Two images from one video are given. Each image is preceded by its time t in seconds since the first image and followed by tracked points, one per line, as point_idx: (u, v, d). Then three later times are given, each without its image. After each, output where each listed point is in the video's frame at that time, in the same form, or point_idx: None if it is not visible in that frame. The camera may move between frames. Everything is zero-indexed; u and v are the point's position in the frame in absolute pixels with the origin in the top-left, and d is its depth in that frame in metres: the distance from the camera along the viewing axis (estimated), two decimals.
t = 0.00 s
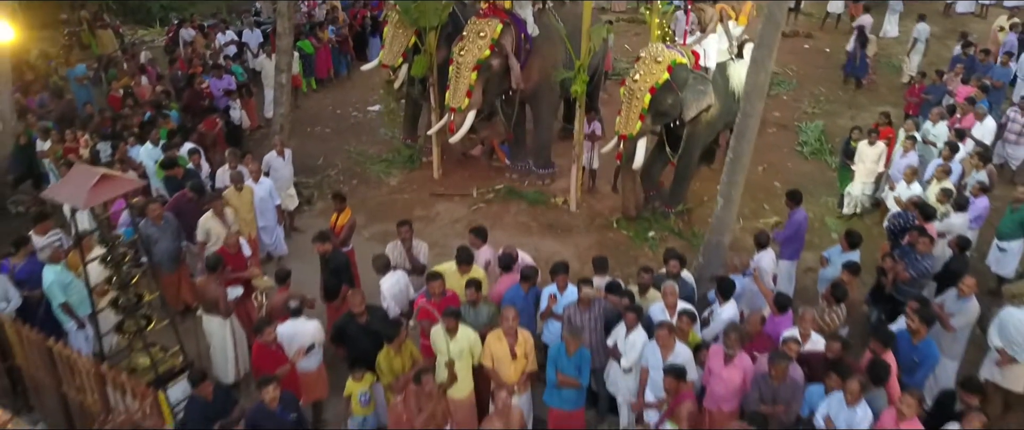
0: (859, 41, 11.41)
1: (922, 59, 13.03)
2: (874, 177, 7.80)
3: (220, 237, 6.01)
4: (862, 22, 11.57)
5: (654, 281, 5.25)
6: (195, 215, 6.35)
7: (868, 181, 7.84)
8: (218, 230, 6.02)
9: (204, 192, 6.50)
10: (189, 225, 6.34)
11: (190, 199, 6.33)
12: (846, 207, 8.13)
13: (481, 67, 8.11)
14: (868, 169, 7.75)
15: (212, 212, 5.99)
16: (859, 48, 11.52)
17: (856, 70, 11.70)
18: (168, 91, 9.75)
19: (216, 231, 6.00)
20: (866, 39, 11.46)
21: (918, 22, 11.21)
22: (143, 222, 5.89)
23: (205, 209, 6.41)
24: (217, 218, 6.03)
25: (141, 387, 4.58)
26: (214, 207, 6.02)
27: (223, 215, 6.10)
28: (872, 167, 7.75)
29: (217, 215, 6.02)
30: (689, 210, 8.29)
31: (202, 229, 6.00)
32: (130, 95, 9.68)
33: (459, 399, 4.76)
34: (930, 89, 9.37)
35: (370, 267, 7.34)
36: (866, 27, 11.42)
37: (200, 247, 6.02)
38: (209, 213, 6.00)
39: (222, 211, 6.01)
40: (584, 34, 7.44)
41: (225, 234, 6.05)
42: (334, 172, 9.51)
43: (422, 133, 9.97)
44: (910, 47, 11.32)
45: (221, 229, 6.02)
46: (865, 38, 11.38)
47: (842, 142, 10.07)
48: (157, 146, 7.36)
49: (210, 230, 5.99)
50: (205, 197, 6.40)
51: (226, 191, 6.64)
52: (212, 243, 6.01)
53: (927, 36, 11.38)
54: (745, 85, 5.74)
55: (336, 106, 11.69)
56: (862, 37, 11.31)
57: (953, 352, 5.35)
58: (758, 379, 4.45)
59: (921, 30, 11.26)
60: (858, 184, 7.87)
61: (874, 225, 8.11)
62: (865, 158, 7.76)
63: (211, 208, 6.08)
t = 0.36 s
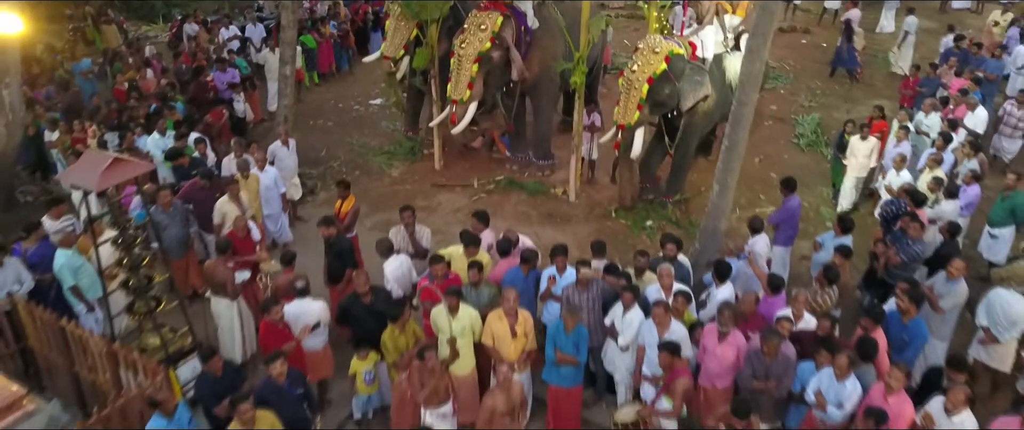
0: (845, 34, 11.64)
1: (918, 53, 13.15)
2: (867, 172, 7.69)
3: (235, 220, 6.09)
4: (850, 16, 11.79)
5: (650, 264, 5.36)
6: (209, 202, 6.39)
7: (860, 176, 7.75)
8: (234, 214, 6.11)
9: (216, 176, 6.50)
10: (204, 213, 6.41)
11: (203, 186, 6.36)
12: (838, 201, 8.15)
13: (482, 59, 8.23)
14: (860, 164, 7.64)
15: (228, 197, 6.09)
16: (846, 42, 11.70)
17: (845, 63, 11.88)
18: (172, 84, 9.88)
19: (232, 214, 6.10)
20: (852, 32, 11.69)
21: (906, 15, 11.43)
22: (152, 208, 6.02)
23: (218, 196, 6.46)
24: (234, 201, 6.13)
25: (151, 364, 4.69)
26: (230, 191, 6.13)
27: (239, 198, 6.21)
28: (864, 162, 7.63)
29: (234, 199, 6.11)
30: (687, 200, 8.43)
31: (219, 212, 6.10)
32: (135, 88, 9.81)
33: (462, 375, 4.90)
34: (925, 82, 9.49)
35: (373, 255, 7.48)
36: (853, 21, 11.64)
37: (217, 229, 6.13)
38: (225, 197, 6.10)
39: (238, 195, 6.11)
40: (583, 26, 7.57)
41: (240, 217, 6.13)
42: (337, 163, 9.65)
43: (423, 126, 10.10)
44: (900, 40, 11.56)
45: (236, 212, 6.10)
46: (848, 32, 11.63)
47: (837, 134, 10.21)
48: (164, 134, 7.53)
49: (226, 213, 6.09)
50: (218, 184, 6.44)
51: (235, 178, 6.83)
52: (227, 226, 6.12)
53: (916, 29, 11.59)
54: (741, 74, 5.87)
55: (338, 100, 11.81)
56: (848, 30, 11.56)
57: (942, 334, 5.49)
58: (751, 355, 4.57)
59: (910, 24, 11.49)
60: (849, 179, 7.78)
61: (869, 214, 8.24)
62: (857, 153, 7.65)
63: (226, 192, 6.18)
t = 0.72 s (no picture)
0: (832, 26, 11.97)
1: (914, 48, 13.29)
2: (857, 166, 7.78)
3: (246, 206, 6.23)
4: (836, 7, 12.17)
5: (647, 247, 5.51)
6: (221, 188, 6.55)
7: (851, 171, 7.82)
8: (245, 199, 6.26)
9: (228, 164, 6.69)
10: (216, 197, 6.57)
11: (217, 173, 6.51)
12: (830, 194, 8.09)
13: (483, 51, 8.35)
14: (851, 158, 7.74)
15: (240, 182, 6.25)
16: (834, 33, 12.06)
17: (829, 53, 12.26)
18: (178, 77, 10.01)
19: (244, 200, 6.25)
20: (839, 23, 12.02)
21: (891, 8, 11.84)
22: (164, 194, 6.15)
23: (230, 183, 6.60)
24: (245, 187, 6.29)
25: (165, 341, 4.79)
26: (241, 177, 6.28)
27: (251, 183, 6.36)
28: (854, 155, 7.74)
29: (246, 184, 6.27)
30: (685, 189, 8.57)
31: (231, 197, 6.25)
32: (141, 81, 9.94)
33: (464, 353, 5.07)
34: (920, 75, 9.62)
35: (376, 242, 7.61)
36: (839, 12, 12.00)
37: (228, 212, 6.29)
38: (237, 183, 6.27)
39: (250, 181, 6.26)
40: (582, 17, 7.71)
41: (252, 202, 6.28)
42: (340, 155, 9.79)
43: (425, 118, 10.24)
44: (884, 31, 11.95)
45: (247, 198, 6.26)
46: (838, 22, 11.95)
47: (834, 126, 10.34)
48: (172, 124, 7.72)
49: (238, 198, 6.24)
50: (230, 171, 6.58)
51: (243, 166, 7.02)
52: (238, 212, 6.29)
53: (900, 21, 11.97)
54: (736, 63, 6.01)
55: (340, 94, 11.95)
56: (835, 21, 11.92)
57: (932, 315, 5.64)
58: (745, 332, 4.72)
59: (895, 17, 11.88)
60: (840, 174, 7.84)
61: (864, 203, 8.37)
62: (848, 147, 7.76)
63: (237, 178, 6.33)
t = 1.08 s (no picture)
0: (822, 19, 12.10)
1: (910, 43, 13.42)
2: (849, 159, 7.87)
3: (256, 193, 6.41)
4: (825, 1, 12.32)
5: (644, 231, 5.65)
6: (234, 176, 6.82)
7: (843, 164, 7.90)
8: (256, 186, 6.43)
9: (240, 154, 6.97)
10: (229, 185, 6.82)
11: (230, 161, 6.80)
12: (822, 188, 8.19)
13: (484, 44, 8.49)
14: (843, 151, 7.82)
15: (251, 170, 6.41)
16: (823, 27, 12.18)
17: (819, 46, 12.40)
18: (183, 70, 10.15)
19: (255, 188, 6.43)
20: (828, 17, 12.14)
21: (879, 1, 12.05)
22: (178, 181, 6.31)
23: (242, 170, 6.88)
24: (256, 175, 6.46)
25: (175, 320, 4.93)
26: (253, 165, 6.46)
27: (262, 172, 6.52)
28: (846, 148, 7.82)
29: (256, 172, 6.43)
30: (682, 180, 8.71)
31: (243, 185, 6.43)
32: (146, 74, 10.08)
33: (466, 333, 5.23)
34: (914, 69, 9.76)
35: (379, 230, 7.76)
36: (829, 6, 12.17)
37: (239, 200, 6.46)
38: (249, 171, 6.43)
39: (261, 169, 6.43)
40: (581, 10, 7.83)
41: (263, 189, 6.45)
42: (343, 147, 9.93)
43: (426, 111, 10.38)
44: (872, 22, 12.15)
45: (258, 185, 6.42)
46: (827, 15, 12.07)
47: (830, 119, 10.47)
48: (178, 114, 7.86)
49: (248, 186, 6.41)
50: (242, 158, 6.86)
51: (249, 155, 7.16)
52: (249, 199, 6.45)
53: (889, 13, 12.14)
54: (732, 52, 6.14)
55: (343, 88, 12.09)
56: (824, 15, 12.07)
57: (922, 297, 5.80)
58: (739, 311, 4.86)
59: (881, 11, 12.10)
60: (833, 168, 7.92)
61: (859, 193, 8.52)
62: (840, 140, 7.84)
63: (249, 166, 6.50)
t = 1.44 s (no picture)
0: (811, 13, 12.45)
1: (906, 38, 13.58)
2: (843, 155, 7.90)
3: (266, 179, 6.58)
4: None
5: (641, 215, 5.80)
6: (245, 164, 6.97)
7: (838, 160, 7.93)
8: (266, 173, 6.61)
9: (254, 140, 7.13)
10: (241, 174, 6.98)
11: (242, 150, 6.97)
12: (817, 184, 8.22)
13: (485, 36, 8.63)
14: (837, 146, 7.84)
15: (262, 157, 6.59)
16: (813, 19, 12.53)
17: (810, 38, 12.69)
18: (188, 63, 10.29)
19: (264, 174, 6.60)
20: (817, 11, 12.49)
21: None
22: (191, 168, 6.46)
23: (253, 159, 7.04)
24: (266, 162, 6.64)
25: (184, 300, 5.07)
26: (264, 152, 6.65)
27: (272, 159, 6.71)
28: (840, 143, 7.84)
29: (267, 159, 6.62)
30: (680, 170, 8.86)
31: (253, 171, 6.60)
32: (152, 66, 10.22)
33: (468, 314, 5.40)
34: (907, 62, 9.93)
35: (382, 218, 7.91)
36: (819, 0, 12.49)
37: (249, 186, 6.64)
38: (259, 158, 6.61)
39: (272, 156, 6.62)
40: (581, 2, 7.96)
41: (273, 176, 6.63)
42: (347, 139, 10.08)
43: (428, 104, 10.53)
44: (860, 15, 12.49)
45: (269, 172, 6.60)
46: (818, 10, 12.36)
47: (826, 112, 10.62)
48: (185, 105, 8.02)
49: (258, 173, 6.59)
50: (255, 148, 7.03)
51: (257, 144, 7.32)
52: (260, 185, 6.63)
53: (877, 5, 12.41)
54: (727, 41, 6.29)
55: (345, 82, 12.23)
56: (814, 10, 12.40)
57: (911, 279, 5.98)
58: (733, 291, 5.01)
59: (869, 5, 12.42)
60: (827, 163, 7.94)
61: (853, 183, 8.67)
62: (834, 136, 7.86)
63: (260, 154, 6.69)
